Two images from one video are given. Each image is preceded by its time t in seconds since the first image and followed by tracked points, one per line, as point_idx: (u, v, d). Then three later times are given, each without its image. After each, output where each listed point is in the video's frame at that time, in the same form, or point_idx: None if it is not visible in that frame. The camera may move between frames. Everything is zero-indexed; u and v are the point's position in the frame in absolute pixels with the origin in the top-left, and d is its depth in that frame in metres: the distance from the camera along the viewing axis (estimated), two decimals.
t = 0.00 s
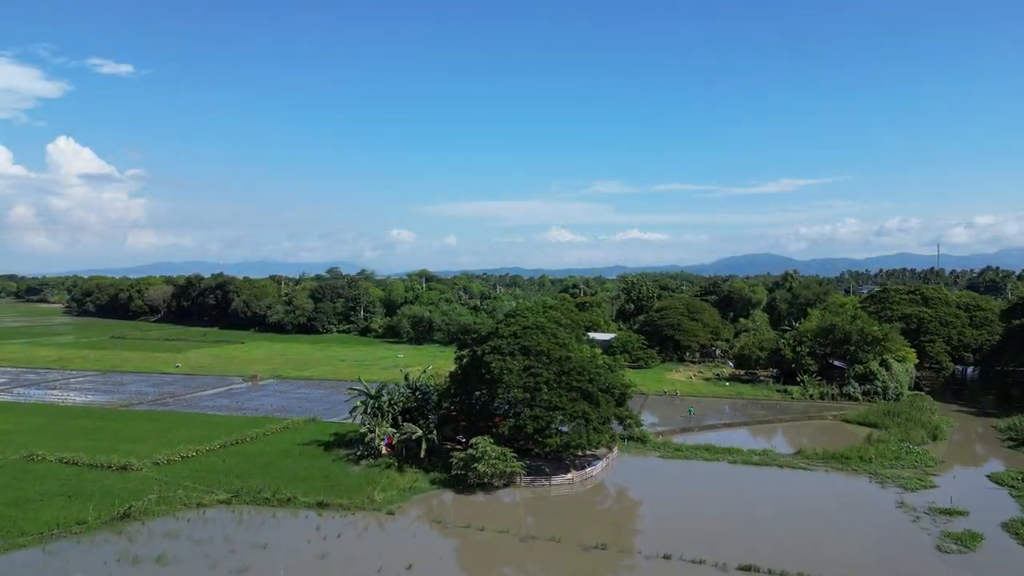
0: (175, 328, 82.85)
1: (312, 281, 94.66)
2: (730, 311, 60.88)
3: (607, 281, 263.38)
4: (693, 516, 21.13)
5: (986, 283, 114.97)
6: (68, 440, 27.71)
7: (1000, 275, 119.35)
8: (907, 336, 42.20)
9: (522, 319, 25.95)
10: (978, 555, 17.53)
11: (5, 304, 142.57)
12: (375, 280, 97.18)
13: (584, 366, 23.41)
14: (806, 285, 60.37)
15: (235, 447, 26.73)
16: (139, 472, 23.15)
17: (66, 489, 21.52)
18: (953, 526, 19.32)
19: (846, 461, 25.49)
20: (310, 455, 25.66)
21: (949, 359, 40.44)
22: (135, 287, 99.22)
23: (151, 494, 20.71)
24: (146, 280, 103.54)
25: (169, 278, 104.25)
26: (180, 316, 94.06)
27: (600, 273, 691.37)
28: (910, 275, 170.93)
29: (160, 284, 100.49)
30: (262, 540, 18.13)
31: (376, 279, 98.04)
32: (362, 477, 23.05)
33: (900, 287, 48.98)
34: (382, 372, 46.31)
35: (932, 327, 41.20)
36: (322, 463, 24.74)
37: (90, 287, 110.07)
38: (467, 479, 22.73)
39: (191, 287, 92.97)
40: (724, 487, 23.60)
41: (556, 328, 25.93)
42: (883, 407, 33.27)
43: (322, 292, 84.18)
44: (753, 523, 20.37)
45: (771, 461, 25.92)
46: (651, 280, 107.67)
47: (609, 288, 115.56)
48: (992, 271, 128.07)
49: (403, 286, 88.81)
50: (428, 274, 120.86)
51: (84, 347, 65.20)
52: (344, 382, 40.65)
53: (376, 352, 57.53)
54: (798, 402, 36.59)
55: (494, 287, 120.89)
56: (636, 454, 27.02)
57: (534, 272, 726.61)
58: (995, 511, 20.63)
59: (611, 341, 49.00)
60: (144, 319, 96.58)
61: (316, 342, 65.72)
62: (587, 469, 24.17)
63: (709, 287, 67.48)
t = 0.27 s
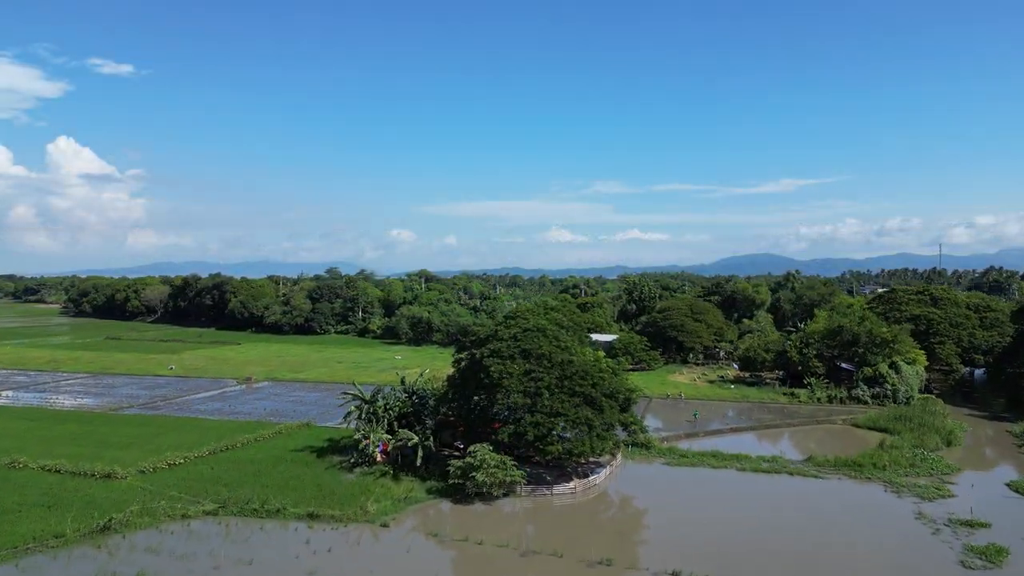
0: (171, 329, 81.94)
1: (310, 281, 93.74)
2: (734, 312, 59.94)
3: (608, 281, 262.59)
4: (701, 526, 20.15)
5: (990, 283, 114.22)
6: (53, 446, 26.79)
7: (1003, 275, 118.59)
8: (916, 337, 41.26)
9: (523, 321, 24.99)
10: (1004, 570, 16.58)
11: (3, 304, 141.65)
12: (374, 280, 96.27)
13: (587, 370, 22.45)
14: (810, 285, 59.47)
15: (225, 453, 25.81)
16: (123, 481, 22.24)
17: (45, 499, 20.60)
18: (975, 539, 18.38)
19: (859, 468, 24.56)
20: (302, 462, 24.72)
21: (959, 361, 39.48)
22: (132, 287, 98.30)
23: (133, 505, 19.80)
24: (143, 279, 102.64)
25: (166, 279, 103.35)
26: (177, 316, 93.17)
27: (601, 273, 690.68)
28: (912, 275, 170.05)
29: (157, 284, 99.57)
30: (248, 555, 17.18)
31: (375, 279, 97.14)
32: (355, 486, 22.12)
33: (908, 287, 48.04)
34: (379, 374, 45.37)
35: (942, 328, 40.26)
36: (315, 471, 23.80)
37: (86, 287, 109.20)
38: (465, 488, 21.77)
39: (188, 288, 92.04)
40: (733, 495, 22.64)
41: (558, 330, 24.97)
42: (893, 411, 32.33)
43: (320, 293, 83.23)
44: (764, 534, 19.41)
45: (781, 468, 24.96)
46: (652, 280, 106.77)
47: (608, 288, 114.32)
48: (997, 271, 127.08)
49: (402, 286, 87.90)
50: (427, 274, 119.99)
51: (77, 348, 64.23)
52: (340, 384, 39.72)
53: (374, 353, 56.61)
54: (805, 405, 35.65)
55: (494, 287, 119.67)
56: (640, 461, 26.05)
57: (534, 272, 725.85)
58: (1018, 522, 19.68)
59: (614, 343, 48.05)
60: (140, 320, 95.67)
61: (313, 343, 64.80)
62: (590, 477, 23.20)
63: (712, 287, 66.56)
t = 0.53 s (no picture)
0: (167, 330, 81.01)
1: (308, 282, 92.87)
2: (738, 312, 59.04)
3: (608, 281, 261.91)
4: (710, 539, 19.20)
5: (994, 283, 113.33)
6: (36, 452, 25.86)
7: (1008, 275, 117.77)
8: (926, 339, 40.34)
9: (523, 323, 24.04)
10: None
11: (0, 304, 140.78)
12: (372, 281, 95.37)
13: (590, 375, 21.52)
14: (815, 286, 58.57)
15: (214, 460, 24.88)
16: (106, 491, 21.30)
17: (23, 510, 19.68)
18: (1001, 554, 17.46)
19: (873, 476, 23.62)
20: (293, 470, 23.78)
21: (970, 364, 38.58)
22: (128, 288, 97.41)
23: (114, 517, 18.87)
24: (140, 279, 101.71)
25: (163, 279, 102.45)
26: (174, 317, 92.26)
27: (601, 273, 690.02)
28: (914, 275, 169.26)
29: (154, 284, 98.66)
30: (232, 572, 16.23)
31: (374, 279, 96.27)
32: (348, 496, 21.18)
33: (916, 288, 47.12)
34: (376, 376, 44.44)
35: (952, 330, 39.35)
36: (306, 479, 22.86)
37: (83, 288, 108.27)
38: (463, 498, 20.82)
39: (185, 288, 91.14)
40: (742, 505, 21.69)
41: (560, 333, 24.01)
42: (905, 415, 31.41)
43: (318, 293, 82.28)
44: (777, 548, 18.46)
45: (792, 476, 24.01)
46: (653, 280, 105.88)
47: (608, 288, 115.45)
48: (1001, 271, 126.08)
49: (401, 287, 86.98)
50: (427, 274, 119.07)
51: (71, 350, 63.31)
52: (336, 388, 38.76)
53: (371, 355, 55.69)
54: (813, 409, 34.73)
55: (494, 287, 118.85)
56: (645, 468, 25.11)
57: (534, 272, 725.15)
58: None
59: (616, 344, 47.11)
60: (137, 320, 94.77)
61: (311, 345, 63.88)
62: (594, 487, 22.24)
63: (715, 287, 65.67)
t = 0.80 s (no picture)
0: (164, 330, 80.10)
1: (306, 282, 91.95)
2: (741, 313, 58.12)
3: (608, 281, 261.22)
4: (721, 551, 18.22)
5: (998, 283, 112.44)
6: (18, 459, 24.91)
7: (1012, 275, 116.89)
8: (936, 341, 39.40)
9: (524, 325, 23.09)
10: None
11: None
12: (371, 281, 94.45)
13: (594, 380, 20.57)
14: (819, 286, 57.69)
15: (202, 469, 23.93)
16: (87, 502, 20.36)
17: None
18: None
19: (888, 485, 22.66)
20: (284, 479, 22.86)
21: (982, 366, 37.65)
22: (125, 288, 96.48)
23: (93, 531, 17.94)
24: (136, 280, 100.76)
25: (160, 279, 101.56)
26: (171, 318, 91.34)
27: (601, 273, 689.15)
28: (916, 275, 168.52)
29: (151, 284, 97.73)
30: None
31: (372, 280, 95.39)
32: (340, 507, 20.25)
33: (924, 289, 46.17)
34: (374, 379, 43.51)
35: (963, 331, 38.42)
36: (298, 489, 21.91)
37: (79, 289, 107.29)
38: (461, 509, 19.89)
39: (182, 288, 90.16)
40: (752, 515, 20.77)
41: (563, 336, 23.05)
42: (917, 420, 30.49)
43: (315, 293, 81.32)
44: (792, 561, 17.51)
45: (803, 485, 23.08)
46: (654, 280, 104.92)
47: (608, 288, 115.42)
48: (1005, 271, 125.07)
49: (399, 287, 86.06)
50: (426, 274, 118.15)
51: (65, 351, 62.34)
52: (332, 391, 37.82)
53: (369, 357, 54.76)
54: (821, 413, 33.79)
55: (493, 288, 117.96)
56: (650, 476, 24.14)
57: (535, 272, 724.42)
58: None
59: (618, 346, 46.19)
60: (133, 321, 93.81)
61: (308, 346, 62.97)
62: (598, 496, 21.30)
63: (718, 288, 64.75)
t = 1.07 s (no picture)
0: (160, 331, 79.08)
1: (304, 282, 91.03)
2: (745, 314, 57.18)
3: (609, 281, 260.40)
4: (732, 564, 17.23)
5: (1001, 284, 111.72)
6: None
7: (1015, 276, 116.05)
8: (946, 343, 38.45)
9: (525, 328, 22.11)
10: None
11: None
12: (369, 282, 93.56)
13: (598, 387, 19.60)
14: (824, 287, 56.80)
15: (191, 477, 23.00)
16: (66, 515, 19.43)
17: None
18: None
19: (905, 496, 21.72)
20: (274, 488, 21.92)
21: (994, 369, 36.71)
22: (121, 289, 95.59)
23: (70, 547, 17.00)
24: (133, 281, 99.82)
25: (156, 279, 100.59)
26: (167, 318, 90.36)
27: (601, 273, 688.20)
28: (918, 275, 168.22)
29: (147, 285, 96.85)
30: None
31: (371, 280, 94.51)
32: (331, 519, 19.30)
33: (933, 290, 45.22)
34: (371, 382, 42.58)
35: (974, 333, 37.48)
36: (288, 499, 20.96)
37: (75, 289, 106.36)
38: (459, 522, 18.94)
39: (178, 289, 89.21)
40: (763, 526, 19.79)
41: (565, 339, 22.03)
42: (930, 426, 29.54)
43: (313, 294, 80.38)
44: None
45: (815, 495, 22.13)
46: (655, 281, 104.04)
47: (612, 288, 115.77)
48: (1008, 271, 124.25)
49: (398, 288, 85.14)
50: (425, 275, 117.28)
51: (58, 353, 61.36)
52: (328, 396, 36.89)
53: (367, 358, 53.84)
54: (830, 418, 32.83)
55: (493, 288, 117.14)
56: (656, 485, 23.20)
57: (535, 272, 723.52)
58: None
59: (620, 348, 45.24)
60: (129, 322, 92.89)
61: (304, 347, 62.03)
62: (602, 507, 20.34)
63: (721, 289, 63.80)
